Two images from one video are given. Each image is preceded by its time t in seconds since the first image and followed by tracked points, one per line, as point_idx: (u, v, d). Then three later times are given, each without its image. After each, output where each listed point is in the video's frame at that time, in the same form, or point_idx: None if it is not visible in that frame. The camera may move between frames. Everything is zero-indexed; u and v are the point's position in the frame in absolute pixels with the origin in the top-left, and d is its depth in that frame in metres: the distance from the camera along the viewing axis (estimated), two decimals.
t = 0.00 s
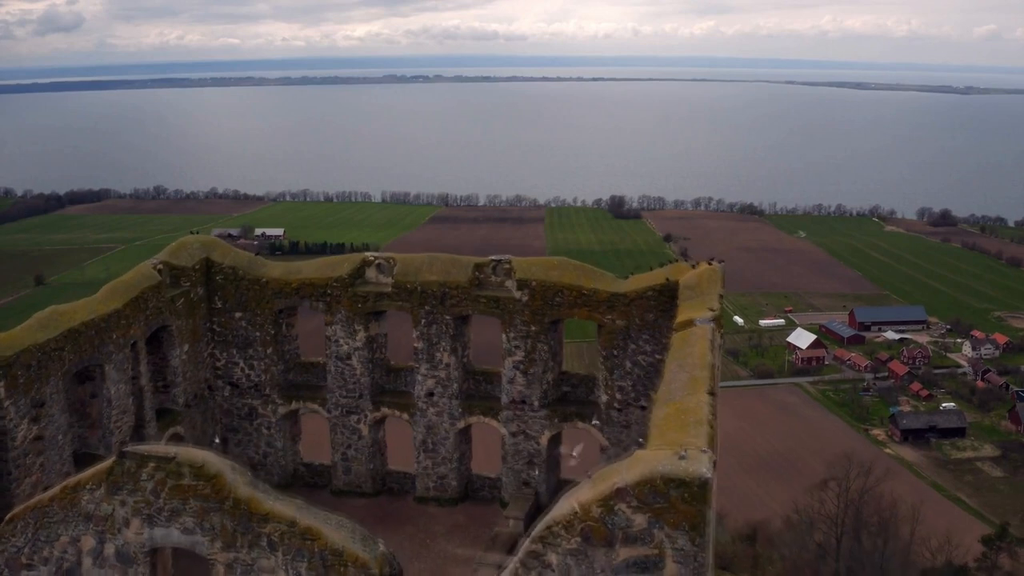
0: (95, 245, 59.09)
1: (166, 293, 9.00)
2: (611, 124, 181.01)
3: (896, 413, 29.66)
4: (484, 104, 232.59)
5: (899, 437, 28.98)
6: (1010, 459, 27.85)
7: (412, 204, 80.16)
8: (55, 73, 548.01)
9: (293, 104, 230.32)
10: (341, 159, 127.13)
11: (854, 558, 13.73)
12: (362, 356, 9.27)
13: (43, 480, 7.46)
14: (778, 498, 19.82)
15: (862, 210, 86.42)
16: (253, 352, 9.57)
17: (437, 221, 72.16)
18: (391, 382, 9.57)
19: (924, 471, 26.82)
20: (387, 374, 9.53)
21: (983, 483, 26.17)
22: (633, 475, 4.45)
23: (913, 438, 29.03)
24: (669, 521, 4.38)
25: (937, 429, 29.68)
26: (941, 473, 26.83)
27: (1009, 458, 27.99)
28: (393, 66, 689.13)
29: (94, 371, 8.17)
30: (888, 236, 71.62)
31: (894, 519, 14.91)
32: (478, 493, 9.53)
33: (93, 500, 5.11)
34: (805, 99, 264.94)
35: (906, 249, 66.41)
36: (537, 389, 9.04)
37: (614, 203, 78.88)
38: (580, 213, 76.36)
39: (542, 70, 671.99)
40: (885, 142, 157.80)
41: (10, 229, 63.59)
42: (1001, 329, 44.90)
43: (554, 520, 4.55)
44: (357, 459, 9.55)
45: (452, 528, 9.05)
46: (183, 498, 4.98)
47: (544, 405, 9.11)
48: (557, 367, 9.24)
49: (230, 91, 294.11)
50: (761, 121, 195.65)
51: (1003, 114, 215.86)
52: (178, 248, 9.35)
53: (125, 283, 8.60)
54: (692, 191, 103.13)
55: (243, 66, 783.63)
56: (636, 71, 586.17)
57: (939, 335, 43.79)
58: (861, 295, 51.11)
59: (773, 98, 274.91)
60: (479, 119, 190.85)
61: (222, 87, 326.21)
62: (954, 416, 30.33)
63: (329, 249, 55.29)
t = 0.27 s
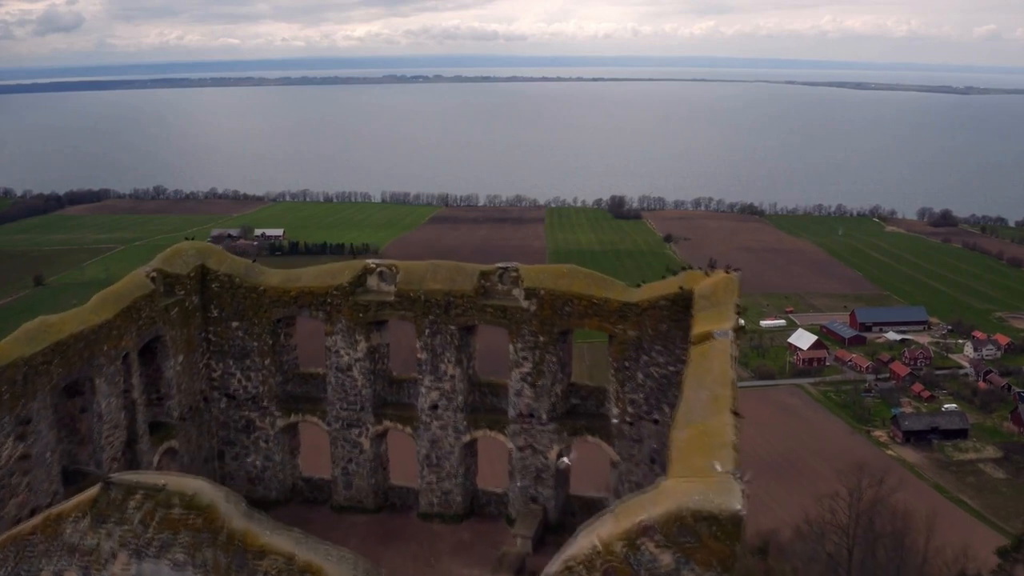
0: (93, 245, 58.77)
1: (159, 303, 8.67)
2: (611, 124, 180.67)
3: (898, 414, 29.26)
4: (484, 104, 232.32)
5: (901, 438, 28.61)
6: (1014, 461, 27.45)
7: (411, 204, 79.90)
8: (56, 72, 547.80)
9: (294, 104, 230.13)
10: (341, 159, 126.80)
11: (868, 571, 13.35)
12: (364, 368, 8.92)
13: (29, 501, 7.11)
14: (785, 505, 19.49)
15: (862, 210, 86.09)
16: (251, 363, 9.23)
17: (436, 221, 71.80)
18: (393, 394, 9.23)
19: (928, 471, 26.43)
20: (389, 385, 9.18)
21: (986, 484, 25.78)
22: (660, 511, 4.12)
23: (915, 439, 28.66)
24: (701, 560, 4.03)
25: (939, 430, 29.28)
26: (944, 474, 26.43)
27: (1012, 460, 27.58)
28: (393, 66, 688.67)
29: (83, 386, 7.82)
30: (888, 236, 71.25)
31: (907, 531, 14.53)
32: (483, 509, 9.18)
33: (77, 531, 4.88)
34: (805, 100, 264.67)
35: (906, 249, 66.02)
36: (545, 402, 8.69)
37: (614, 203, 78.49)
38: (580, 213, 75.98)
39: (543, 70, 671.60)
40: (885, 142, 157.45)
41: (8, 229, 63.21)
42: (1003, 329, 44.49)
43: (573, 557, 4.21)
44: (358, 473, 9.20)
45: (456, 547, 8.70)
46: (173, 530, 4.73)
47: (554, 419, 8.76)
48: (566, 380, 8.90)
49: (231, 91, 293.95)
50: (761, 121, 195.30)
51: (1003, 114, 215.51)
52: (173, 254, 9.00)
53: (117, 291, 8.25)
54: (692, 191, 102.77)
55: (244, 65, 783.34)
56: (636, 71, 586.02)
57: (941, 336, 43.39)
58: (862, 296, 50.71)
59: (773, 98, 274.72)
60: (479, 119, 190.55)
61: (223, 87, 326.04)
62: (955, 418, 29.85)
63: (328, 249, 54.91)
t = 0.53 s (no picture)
0: (92, 245, 58.49)
1: (153, 311, 8.37)
2: (610, 125, 180.40)
3: (900, 416, 28.92)
4: (484, 104, 232.06)
5: (902, 439, 28.30)
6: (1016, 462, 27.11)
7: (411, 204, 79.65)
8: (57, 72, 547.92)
9: (294, 104, 229.95)
10: (341, 159, 126.51)
11: None
12: (365, 378, 8.63)
13: (17, 520, 6.81)
14: (791, 510, 19.20)
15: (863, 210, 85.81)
16: (248, 372, 8.93)
17: (436, 221, 71.49)
18: (395, 405, 8.92)
19: (929, 473, 26.11)
20: (391, 397, 8.88)
21: (988, 486, 25.46)
22: (688, 546, 3.86)
23: (917, 441, 28.33)
24: None
25: (941, 431, 28.93)
26: (946, 475, 26.10)
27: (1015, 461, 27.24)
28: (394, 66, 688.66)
29: (74, 398, 7.51)
30: (889, 236, 70.92)
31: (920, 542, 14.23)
32: (488, 524, 8.88)
33: (60, 558, 4.74)
34: (806, 99, 264.42)
35: (907, 249, 65.70)
36: (553, 413, 8.40)
37: (614, 203, 78.20)
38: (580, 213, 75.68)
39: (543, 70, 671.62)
40: (885, 142, 157.21)
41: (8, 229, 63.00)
42: (1004, 330, 44.15)
43: None
44: (360, 486, 8.91)
45: (462, 564, 8.40)
46: (163, 561, 4.53)
47: (561, 431, 8.46)
48: (574, 391, 8.59)
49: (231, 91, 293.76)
50: (761, 121, 195.04)
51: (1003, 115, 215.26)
52: (168, 260, 8.70)
53: (110, 300, 7.94)
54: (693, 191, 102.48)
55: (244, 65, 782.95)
56: (637, 71, 586.00)
57: (942, 337, 43.03)
58: (863, 296, 50.38)
59: (773, 99, 274.53)
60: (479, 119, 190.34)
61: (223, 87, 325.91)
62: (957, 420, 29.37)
63: (328, 249, 54.65)
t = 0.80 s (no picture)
0: (91, 246, 58.17)
1: (145, 320, 8.01)
2: (610, 125, 180.01)
3: (901, 417, 28.51)
4: (485, 104, 231.73)
5: (904, 441, 27.88)
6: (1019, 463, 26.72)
7: (411, 205, 79.17)
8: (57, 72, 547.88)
9: (294, 104, 229.63)
10: (341, 159, 126.15)
11: None
12: (367, 391, 8.27)
13: None
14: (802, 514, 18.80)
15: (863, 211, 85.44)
16: (245, 384, 8.58)
17: (436, 221, 71.12)
18: (399, 417, 8.56)
19: (932, 474, 25.73)
20: (394, 410, 8.52)
21: (991, 487, 25.07)
22: None
23: (918, 442, 27.93)
24: None
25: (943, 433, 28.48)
26: (949, 477, 25.70)
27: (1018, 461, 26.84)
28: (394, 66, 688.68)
29: (61, 415, 7.17)
30: (889, 236, 70.51)
31: (934, 554, 13.87)
32: (493, 545, 8.52)
33: None
34: (806, 100, 264.01)
35: (907, 250, 65.29)
36: (562, 428, 8.04)
37: (615, 203, 77.83)
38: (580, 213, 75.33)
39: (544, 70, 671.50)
40: (885, 142, 156.88)
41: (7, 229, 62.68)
42: (1007, 331, 43.72)
43: None
44: (361, 503, 8.54)
45: None
46: None
47: (570, 446, 8.10)
48: (585, 403, 8.22)
49: (231, 91, 293.39)
50: (761, 121, 194.71)
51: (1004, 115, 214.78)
52: (161, 266, 8.36)
53: (99, 309, 7.60)
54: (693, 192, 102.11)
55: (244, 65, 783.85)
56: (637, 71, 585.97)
57: (944, 337, 42.61)
58: (864, 297, 49.98)
59: (774, 99, 274.04)
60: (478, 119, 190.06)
61: (224, 87, 325.50)
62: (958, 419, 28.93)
63: (328, 249, 54.30)
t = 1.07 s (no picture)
0: (90, 247, 57.85)
1: (136, 330, 7.67)
2: (611, 125, 179.69)
3: (904, 419, 28.05)
4: (485, 104, 231.46)
5: (907, 443, 27.42)
6: None
7: (411, 206, 78.81)
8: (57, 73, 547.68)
9: (295, 104, 229.37)
10: (341, 160, 125.81)
11: None
12: (368, 405, 7.92)
13: None
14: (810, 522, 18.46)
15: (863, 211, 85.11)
16: (241, 398, 8.24)
17: (436, 221, 70.75)
18: (402, 432, 8.22)
19: (936, 476, 25.32)
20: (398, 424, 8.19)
21: (996, 489, 24.67)
22: None
23: (921, 444, 27.46)
24: None
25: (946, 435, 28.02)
26: (953, 479, 25.31)
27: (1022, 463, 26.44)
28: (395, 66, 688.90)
29: (48, 431, 6.83)
30: (890, 237, 70.14)
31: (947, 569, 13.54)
32: (501, 565, 8.17)
33: None
34: (806, 100, 263.72)
35: (908, 250, 64.90)
36: (573, 443, 7.69)
37: (615, 203, 77.50)
38: (580, 214, 75.01)
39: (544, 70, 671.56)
40: (885, 142, 156.60)
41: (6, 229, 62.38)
42: (1009, 332, 43.30)
43: None
44: (362, 521, 8.20)
45: None
46: None
47: (581, 462, 7.75)
48: (596, 418, 7.88)
49: (232, 92, 293.19)
50: (761, 121, 194.39)
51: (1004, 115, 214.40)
52: (153, 275, 8.02)
53: (88, 320, 7.27)
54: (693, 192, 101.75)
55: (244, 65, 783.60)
56: (637, 71, 586.09)
57: (946, 338, 42.19)
58: (866, 298, 49.56)
59: (773, 99, 273.86)
60: (478, 119, 189.83)
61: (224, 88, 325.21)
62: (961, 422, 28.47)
63: (328, 249, 53.96)
